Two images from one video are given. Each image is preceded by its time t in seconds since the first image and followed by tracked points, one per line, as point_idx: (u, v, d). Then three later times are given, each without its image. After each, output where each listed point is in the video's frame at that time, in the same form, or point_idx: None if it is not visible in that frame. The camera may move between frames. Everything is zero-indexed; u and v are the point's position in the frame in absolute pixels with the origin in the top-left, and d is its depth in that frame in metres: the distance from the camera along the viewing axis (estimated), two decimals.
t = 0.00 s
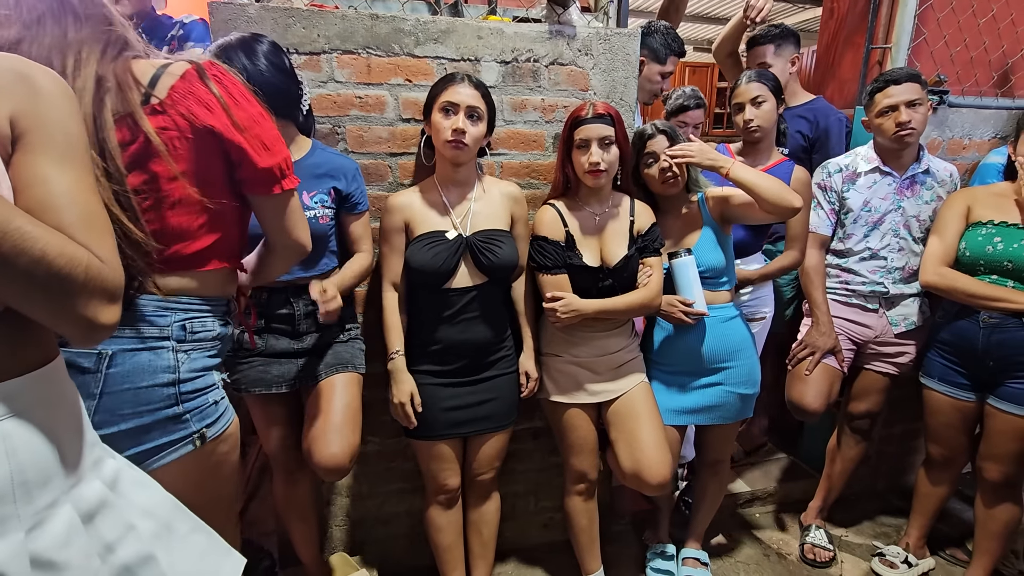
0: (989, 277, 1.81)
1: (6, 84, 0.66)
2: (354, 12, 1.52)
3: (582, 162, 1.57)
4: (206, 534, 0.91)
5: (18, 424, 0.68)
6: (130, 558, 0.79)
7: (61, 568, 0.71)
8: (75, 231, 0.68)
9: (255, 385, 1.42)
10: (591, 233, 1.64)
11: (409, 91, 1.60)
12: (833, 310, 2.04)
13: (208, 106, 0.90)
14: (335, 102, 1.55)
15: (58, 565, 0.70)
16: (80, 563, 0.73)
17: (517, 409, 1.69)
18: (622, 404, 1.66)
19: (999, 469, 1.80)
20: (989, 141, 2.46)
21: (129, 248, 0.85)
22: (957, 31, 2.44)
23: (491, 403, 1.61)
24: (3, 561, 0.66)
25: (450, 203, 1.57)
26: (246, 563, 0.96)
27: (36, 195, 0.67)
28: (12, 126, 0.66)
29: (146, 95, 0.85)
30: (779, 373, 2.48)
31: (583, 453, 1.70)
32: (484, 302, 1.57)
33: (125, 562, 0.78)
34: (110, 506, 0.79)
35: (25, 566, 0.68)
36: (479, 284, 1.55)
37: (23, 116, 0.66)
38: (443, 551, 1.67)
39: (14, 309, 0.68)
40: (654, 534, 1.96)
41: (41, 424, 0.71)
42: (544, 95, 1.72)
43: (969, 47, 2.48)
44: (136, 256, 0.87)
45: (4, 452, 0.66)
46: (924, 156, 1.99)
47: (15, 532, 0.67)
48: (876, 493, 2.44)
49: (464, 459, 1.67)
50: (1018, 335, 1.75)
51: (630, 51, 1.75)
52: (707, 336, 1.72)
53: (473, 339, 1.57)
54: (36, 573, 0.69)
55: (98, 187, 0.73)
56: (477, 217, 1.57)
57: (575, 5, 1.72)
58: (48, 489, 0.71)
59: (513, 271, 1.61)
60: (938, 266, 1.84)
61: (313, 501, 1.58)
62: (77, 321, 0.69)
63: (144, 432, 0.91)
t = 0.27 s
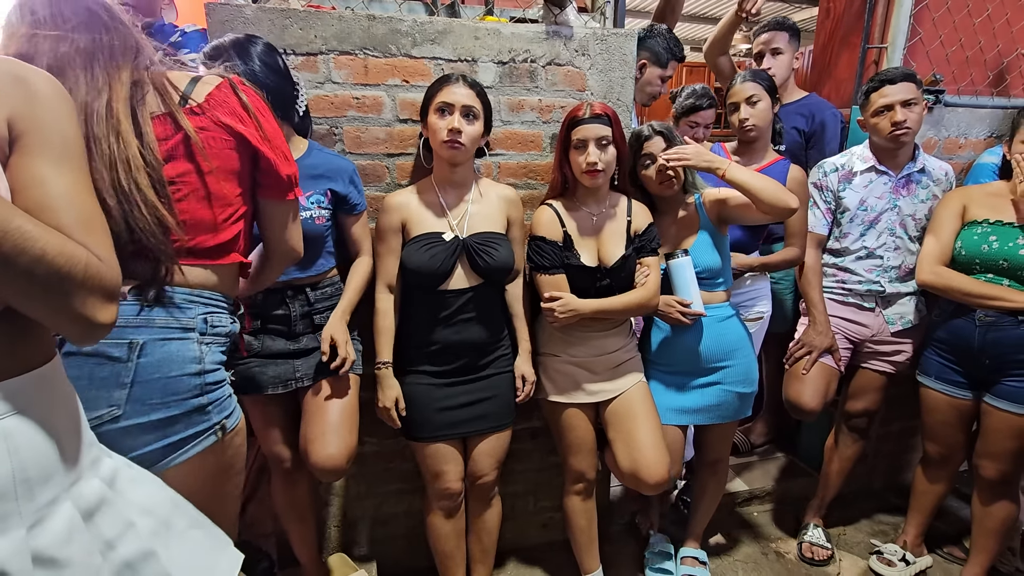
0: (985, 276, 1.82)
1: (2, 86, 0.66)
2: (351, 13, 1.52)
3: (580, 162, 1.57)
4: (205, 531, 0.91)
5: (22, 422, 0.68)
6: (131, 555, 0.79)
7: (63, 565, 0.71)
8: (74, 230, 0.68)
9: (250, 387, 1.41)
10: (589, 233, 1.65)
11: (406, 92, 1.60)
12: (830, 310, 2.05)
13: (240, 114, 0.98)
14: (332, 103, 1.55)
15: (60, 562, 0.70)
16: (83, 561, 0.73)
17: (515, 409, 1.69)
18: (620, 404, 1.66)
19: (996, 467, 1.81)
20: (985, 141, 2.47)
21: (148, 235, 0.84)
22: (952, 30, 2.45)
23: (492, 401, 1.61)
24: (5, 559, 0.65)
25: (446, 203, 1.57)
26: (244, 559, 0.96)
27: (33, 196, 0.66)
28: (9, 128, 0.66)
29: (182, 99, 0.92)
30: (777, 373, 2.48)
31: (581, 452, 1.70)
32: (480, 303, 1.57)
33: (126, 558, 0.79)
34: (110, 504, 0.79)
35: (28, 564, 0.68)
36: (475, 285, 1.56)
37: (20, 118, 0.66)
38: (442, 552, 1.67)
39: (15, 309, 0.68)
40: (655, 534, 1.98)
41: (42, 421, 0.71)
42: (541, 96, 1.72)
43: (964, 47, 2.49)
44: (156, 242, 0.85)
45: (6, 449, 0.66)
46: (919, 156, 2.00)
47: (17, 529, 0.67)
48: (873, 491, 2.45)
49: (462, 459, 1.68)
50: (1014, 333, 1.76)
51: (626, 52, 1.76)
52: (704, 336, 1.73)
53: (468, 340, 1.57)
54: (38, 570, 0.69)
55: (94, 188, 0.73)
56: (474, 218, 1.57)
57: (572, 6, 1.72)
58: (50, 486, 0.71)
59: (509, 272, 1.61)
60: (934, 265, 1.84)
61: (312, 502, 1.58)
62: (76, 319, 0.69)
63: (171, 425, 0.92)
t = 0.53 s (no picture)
0: (985, 275, 1.82)
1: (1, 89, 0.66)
2: (349, 12, 1.52)
3: (579, 162, 1.58)
4: (202, 527, 0.91)
5: (20, 419, 0.68)
6: (128, 552, 0.79)
7: (61, 561, 0.71)
8: (72, 231, 0.68)
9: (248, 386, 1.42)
10: (587, 232, 1.65)
11: (404, 91, 1.60)
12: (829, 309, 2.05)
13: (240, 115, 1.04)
14: (331, 103, 1.55)
15: (59, 558, 0.70)
16: (80, 557, 0.73)
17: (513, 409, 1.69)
18: (619, 403, 1.66)
19: (996, 465, 1.81)
20: (984, 139, 2.48)
21: (170, 219, 0.88)
22: (951, 29, 2.45)
23: (491, 401, 1.62)
24: (5, 555, 0.65)
25: (444, 202, 1.57)
26: (242, 554, 0.96)
27: (32, 198, 0.67)
28: (9, 130, 0.66)
29: (186, 102, 0.97)
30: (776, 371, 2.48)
31: (580, 451, 1.70)
32: (476, 303, 1.57)
33: (123, 555, 0.79)
34: (106, 501, 0.79)
35: (27, 560, 0.68)
36: (472, 285, 1.56)
37: (19, 121, 0.67)
38: (441, 551, 1.67)
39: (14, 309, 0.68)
40: (655, 534, 2.02)
41: (39, 418, 0.71)
42: (540, 95, 1.72)
43: (963, 45, 2.49)
44: (179, 226, 0.89)
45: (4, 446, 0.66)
46: (918, 154, 2.00)
47: (15, 525, 0.67)
48: (873, 490, 2.45)
49: (461, 458, 1.68)
50: (1014, 331, 1.76)
51: (625, 51, 1.76)
52: (704, 334, 1.73)
53: (465, 339, 1.57)
54: (36, 566, 0.69)
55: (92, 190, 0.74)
56: (472, 218, 1.57)
57: (570, 5, 1.72)
58: (47, 483, 0.71)
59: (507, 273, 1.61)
60: (933, 263, 1.84)
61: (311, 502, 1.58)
62: (76, 320, 0.69)
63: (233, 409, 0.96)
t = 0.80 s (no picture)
0: (989, 275, 1.81)
1: (3, 90, 0.66)
2: (350, 12, 1.52)
3: (581, 162, 1.57)
4: (200, 527, 0.90)
5: (18, 421, 0.68)
6: (128, 552, 0.79)
7: (61, 562, 0.71)
8: (73, 233, 0.68)
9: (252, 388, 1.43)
10: (588, 233, 1.64)
11: (405, 91, 1.60)
12: (832, 309, 2.04)
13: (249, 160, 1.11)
14: (332, 103, 1.55)
15: (59, 559, 0.71)
16: (80, 558, 0.73)
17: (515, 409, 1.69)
18: (621, 403, 1.66)
19: (1000, 466, 1.80)
20: (987, 138, 2.47)
21: (224, 224, 0.93)
22: (954, 28, 2.44)
23: (496, 401, 1.62)
24: (5, 557, 0.65)
25: (444, 202, 1.57)
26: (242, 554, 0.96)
27: (34, 199, 0.66)
28: (12, 132, 0.66)
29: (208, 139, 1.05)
30: (778, 372, 2.48)
31: (582, 452, 1.70)
32: (478, 303, 1.57)
33: (123, 556, 0.79)
34: (106, 502, 0.79)
35: (26, 562, 0.68)
36: (474, 285, 1.55)
37: (22, 122, 0.66)
38: (443, 552, 1.67)
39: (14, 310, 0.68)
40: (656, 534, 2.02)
41: (39, 419, 0.70)
42: (541, 94, 1.72)
43: (966, 44, 2.48)
44: (234, 231, 0.94)
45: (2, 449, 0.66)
46: (921, 153, 1.99)
47: (15, 526, 0.67)
48: (876, 490, 2.44)
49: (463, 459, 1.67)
50: (1019, 332, 1.75)
51: (627, 51, 1.75)
52: (705, 334, 1.72)
53: (468, 340, 1.57)
54: (36, 567, 0.69)
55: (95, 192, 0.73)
56: (473, 218, 1.57)
57: (572, 5, 1.72)
58: (46, 484, 0.71)
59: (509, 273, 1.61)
60: (937, 264, 1.83)
61: (312, 503, 1.58)
62: (76, 323, 0.69)
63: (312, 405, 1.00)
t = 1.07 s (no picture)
0: (996, 274, 1.80)
1: (7, 87, 0.66)
2: (355, 10, 1.52)
3: (585, 159, 1.57)
4: (203, 526, 0.91)
5: (20, 418, 0.68)
6: (133, 548, 0.80)
7: (65, 558, 0.71)
8: (78, 229, 0.68)
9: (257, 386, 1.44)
10: (592, 230, 1.64)
11: (410, 89, 1.60)
12: (837, 308, 2.03)
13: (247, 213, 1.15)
14: (336, 101, 1.55)
15: (63, 555, 0.71)
16: (84, 553, 0.73)
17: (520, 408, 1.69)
18: (624, 402, 1.65)
19: (1007, 467, 1.79)
20: (993, 136, 2.45)
21: (248, 245, 1.04)
22: (961, 26, 2.42)
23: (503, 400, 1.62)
24: (9, 553, 0.65)
25: (448, 200, 1.57)
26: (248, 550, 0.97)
27: (38, 195, 0.66)
28: (16, 128, 0.66)
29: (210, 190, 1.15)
30: (782, 371, 2.47)
31: (585, 450, 1.69)
32: (483, 301, 1.57)
33: (128, 552, 0.79)
34: (111, 498, 0.79)
35: (31, 557, 0.68)
36: (478, 283, 1.55)
37: (27, 119, 0.67)
38: (447, 550, 1.67)
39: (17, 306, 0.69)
40: (660, 533, 2.01)
41: (42, 414, 0.70)
42: (546, 93, 1.72)
43: (973, 42, 2.46)
44: (256, 251, 1.05)
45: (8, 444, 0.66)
46: (927, 152, 1.98)
47: (20, 522, 0.67)
48: (881, 491, 2.43)
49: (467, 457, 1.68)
50: None
51: (631, 48, 1.75)
52: (710, 334, 1.72)
53: (473, 338, 1.57)
54: (40, 563, 0.69)
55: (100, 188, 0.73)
56: (476, 216, 1.57)
57: (576, 3, 1.71)
58: (51, 480, 0.71)
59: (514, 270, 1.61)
60: (943, 263, 1.82)
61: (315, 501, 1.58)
62: (80, 318, 0.69)
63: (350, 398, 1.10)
